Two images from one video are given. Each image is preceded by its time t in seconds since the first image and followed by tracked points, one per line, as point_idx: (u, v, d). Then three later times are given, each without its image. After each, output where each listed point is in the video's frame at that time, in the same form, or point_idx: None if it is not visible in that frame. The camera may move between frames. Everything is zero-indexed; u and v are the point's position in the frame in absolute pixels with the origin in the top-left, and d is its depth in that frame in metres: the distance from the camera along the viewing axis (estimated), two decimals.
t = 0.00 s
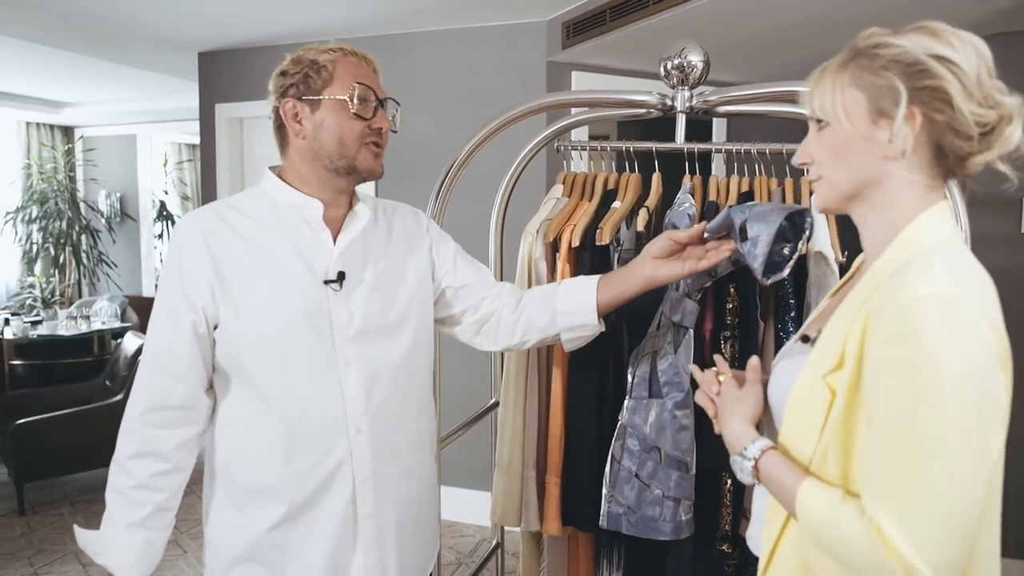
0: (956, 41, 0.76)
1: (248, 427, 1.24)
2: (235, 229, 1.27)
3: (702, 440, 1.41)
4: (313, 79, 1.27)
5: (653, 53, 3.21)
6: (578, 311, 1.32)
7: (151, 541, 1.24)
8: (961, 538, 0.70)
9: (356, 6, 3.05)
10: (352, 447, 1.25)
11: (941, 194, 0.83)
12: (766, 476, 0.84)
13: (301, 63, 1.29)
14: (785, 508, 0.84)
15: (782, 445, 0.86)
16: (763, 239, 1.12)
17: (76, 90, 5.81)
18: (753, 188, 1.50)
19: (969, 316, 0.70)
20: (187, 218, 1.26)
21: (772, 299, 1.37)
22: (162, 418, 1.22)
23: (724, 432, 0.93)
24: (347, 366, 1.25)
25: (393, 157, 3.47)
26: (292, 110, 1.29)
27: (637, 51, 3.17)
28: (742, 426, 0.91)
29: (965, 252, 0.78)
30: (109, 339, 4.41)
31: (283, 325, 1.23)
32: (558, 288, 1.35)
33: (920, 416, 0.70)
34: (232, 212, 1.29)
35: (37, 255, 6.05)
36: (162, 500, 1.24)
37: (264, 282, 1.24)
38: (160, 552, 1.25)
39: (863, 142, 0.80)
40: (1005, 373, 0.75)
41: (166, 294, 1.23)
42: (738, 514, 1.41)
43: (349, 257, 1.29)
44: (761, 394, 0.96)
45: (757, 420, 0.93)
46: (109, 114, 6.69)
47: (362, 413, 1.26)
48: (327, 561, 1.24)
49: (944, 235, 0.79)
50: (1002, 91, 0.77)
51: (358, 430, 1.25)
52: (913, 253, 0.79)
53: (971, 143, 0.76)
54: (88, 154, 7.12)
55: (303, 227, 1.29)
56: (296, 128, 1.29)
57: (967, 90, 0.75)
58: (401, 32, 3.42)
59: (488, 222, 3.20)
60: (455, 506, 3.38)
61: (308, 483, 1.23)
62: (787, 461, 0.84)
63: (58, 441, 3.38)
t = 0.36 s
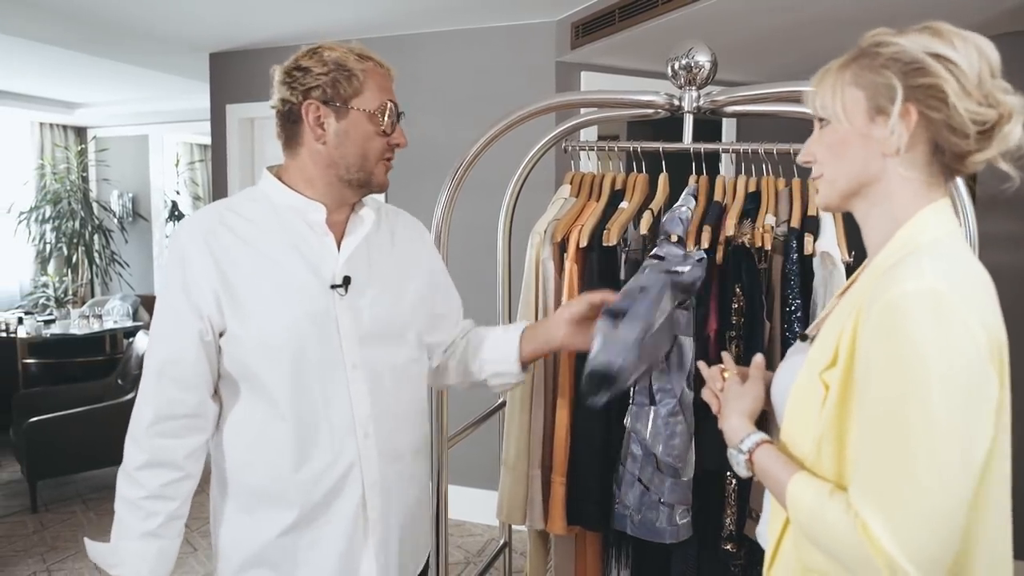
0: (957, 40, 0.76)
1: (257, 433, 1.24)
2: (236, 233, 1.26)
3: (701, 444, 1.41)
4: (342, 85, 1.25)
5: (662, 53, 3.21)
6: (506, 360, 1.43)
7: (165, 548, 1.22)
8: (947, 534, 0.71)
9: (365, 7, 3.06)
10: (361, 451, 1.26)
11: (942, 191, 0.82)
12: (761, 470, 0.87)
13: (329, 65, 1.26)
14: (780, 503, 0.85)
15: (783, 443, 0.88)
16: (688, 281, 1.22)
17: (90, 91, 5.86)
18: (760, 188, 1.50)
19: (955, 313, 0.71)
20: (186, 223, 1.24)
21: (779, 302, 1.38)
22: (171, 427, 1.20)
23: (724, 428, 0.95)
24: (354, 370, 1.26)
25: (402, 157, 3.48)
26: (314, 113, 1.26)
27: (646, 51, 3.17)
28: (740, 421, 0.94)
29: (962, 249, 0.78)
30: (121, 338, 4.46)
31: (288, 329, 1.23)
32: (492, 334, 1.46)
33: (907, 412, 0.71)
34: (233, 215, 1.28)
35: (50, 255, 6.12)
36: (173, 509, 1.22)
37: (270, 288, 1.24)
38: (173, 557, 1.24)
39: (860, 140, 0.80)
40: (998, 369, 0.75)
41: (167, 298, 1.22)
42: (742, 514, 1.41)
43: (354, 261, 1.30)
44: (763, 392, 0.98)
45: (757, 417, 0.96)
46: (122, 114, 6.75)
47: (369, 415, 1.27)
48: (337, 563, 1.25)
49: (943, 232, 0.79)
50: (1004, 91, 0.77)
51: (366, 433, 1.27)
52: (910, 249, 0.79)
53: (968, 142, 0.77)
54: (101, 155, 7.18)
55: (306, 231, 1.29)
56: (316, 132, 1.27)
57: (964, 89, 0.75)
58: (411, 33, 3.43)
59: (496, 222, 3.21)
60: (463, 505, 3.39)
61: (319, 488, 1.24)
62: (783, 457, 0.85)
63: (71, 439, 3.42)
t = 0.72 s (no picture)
0: (924, 38, 0.77)
1: (269, 440, 1.23)
2: (240, 237, 1.23)
3: (712, 435, 1.39)
4: (359, 93, 1.24)
5: (670, 54, 3.20)
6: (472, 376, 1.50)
7: (172, 563, 1.16)
8: (946, 537, 0.71)
9: (374, 9, 3.07)
10: (373, 455, 1.30)
11: (949, 188, 0.82)
12: (769, 475, 0.90)
13: (345, 72, 1.24)
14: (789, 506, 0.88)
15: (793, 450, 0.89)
16: (676, 347, 1.33)
17: (101, 93, 5.91)
18: (767, 189, 1.51)
19: (949, 315, 0.71)
20: (187, 226, 1.20)
21: (784, 303, 1.38)
22: (178, 438, 1.16)
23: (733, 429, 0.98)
24: (364, 375, 1.30)
25: (409, 158, 3.50)
26: (332, 123, 1.24)
27: (653, 52, 3.17)
28: (750, 425, 0.96)
29: (966, 247, 0.78)
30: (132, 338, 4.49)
31: (301, 332, 1.23)
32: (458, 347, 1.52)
33: (902, 416, 0.72)
34: (236, 218, 1.25)
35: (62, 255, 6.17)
36: (179, 521, 1.17)
37: (279, 293, 1.23)
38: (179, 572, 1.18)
39: (845, 146, 0.85)
40: (1002, 370, 0.74)
41: (169, 305, 1.16)
42: (748, 514, 1.42)
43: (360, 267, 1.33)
44: (775, 394, 0.99)
45: (768, 419, 0.97)
46: (133, 115, 6.80)
47: (379, 419, 1.31)
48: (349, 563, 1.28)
49: (948, 230, 0.80)
50: (981, 79, 0.74)
51: (377, 437, 1.30)
52: (911, 250, 0.80)
53: (926, 134, 0.76)
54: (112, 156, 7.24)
55: (312, 234, 1.29)
56: (334, 141, 1.25)
57: (917, 83, 0.75)
58: (419, 34, 3.44)
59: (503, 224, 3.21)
60: (471, 505, 3.39)
61: (331, 493, 1.26)
62: (790, 462, 0.88)
63: (82, 438, 3.44)
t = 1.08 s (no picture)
0: (923, 44, 0.77)
1: (275, 452, 1.23)
2: (241, 247, 1.22)
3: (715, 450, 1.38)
4: (368, 102, 1.24)
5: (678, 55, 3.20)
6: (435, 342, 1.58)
7: None
8: (911, 529, 0.75)
9: (381, 10, 3.07)
10: (376, 463, 1.33)
11: (953, 190, 0.82)
12: (758, 460, 0.94)
13: (355, 79, 1.23)
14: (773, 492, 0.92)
15: (782, 439, 0.93)
16: (676, 353, 1.35)
17: (111, 94, 5.95)
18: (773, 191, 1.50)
19: (926, 320, 0.74)
20: (185, 235, 1.17)
21: (791, 305, 1.37)
22: (179, 455, 1.13)
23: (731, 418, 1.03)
24: (365, 382, 1.32)
25: (417, 159, 3.50)
26: (337, 130, 1.22)
27: (660, 53, 3.17)
28: (745, 414, 1.01)
29: (962, 253, 0.79)
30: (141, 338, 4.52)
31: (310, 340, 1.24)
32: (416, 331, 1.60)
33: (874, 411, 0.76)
34: (235, 226, 1.23)
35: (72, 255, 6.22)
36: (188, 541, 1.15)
37: (281, 302, 1.23)
38: None
39: (847, 150, 0.86)
40: (979, 375, 0.77)
41: (167, 319, 1.12)
42: (754, 518, 1.41)
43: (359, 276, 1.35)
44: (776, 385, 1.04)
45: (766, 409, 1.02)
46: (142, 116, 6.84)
47: (379, 427, 1.33)
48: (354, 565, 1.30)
49: (950, 230, 0.80)
50: (979, 83, 0.74)
51: (379, 445, 1.33)
52: (903, 251, 0.82)
53: (924, 137, 0.76)
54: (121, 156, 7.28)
55: (313, 243, 1.30)
56: (336, 148, 1.23)
57: (916, 87, 0.75)
58: (426, 35, 3.45)
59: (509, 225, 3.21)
60: (477, 506, 3.40)
61: (338, 502, 1.27)
62: (778, 450, 0.93)
63: (91, 438, 3.46)
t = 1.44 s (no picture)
0: (915, 43, 0.78)
1: (275, 453, 1.24)
2: (239, 249, 1.23)
3: (721, 450, 1.36)
4: (358, 99, 1.25)
5: (683, 56, 3.20)
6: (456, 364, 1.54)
7: None
8: (903, 512, 0.76)
9: (387, 11, 3.09)
10: (375, 463, 1.33)
11: (948, 185, 0.83)
12: (761, 443, 0.94)
13: (344, 76, 1.24)
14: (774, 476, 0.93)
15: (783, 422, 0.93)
16: (677, 355, 1.35)
17: (121, 95, 5.99)
18: (777, 193, 1.50)
19: (919, 308, 0.75)
20: (184, 238, 1.18)
21: (794, 308, 1.38)
22: (178, 456, 1.14)
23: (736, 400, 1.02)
24: (365, 382, 1.32)
25: (422, 160, 3.52)
26: (328, 127, 1.23)
27: (665, 54, 3.17)
28: (748, 397, 1.00)
29: (956, 244, 0.80)
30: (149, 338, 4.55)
31: (311, 338, 1.25)
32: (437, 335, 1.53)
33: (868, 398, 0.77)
34: (231, 227, 1.25)
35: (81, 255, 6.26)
36: (190, 543, 1.16)
37: (279, 301, 1.24)
38: None
39: (845, 151, 0.86)
40: (973, 364, 0.77)
41: (166, 321, 1.13)
42: (758, 520, 1.41)
43: (356, 276, 1.36)
44: (779, 371, 1.03)
45: (768, 393, 1.01)
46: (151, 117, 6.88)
47: (380, 428, 1.34)
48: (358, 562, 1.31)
49: (944, 223, 0.81)
50: (972, 80, 0.75)
51: (379, 445, 1.34)
52: (900, 241, 0.83)
53: (920, 133, 0.77)
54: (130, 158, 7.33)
55: (309, 243, 1.31)
56: (328, 146, 1.25)
57: (909, 85, 0.76)
58: (432, 37, 3.46)
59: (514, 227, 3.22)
60: (483, 506, 3.40)
61: (338, 501, 1.28)
62: (780, 432, 0.93)
63: (100, 437, 3.49)
